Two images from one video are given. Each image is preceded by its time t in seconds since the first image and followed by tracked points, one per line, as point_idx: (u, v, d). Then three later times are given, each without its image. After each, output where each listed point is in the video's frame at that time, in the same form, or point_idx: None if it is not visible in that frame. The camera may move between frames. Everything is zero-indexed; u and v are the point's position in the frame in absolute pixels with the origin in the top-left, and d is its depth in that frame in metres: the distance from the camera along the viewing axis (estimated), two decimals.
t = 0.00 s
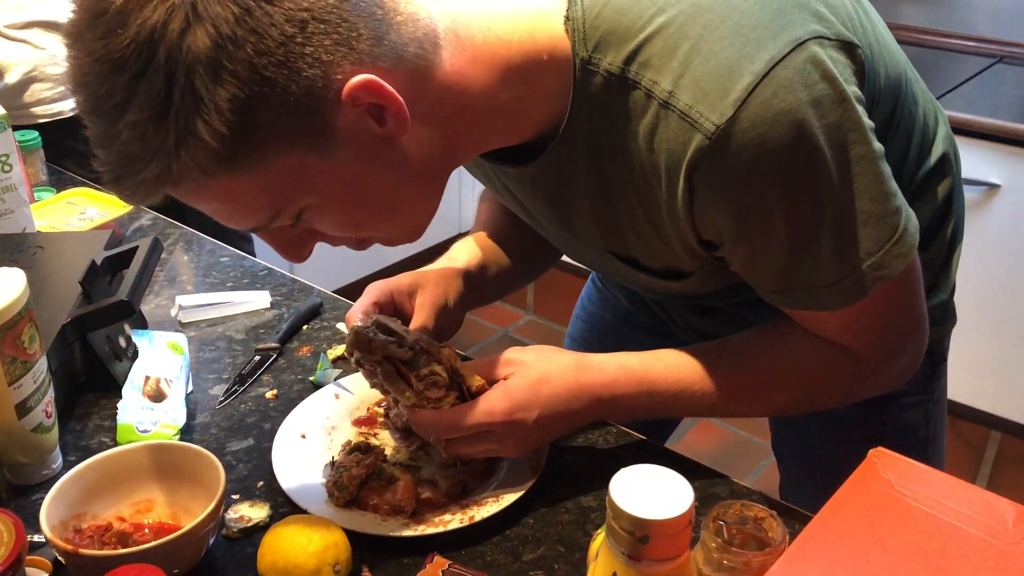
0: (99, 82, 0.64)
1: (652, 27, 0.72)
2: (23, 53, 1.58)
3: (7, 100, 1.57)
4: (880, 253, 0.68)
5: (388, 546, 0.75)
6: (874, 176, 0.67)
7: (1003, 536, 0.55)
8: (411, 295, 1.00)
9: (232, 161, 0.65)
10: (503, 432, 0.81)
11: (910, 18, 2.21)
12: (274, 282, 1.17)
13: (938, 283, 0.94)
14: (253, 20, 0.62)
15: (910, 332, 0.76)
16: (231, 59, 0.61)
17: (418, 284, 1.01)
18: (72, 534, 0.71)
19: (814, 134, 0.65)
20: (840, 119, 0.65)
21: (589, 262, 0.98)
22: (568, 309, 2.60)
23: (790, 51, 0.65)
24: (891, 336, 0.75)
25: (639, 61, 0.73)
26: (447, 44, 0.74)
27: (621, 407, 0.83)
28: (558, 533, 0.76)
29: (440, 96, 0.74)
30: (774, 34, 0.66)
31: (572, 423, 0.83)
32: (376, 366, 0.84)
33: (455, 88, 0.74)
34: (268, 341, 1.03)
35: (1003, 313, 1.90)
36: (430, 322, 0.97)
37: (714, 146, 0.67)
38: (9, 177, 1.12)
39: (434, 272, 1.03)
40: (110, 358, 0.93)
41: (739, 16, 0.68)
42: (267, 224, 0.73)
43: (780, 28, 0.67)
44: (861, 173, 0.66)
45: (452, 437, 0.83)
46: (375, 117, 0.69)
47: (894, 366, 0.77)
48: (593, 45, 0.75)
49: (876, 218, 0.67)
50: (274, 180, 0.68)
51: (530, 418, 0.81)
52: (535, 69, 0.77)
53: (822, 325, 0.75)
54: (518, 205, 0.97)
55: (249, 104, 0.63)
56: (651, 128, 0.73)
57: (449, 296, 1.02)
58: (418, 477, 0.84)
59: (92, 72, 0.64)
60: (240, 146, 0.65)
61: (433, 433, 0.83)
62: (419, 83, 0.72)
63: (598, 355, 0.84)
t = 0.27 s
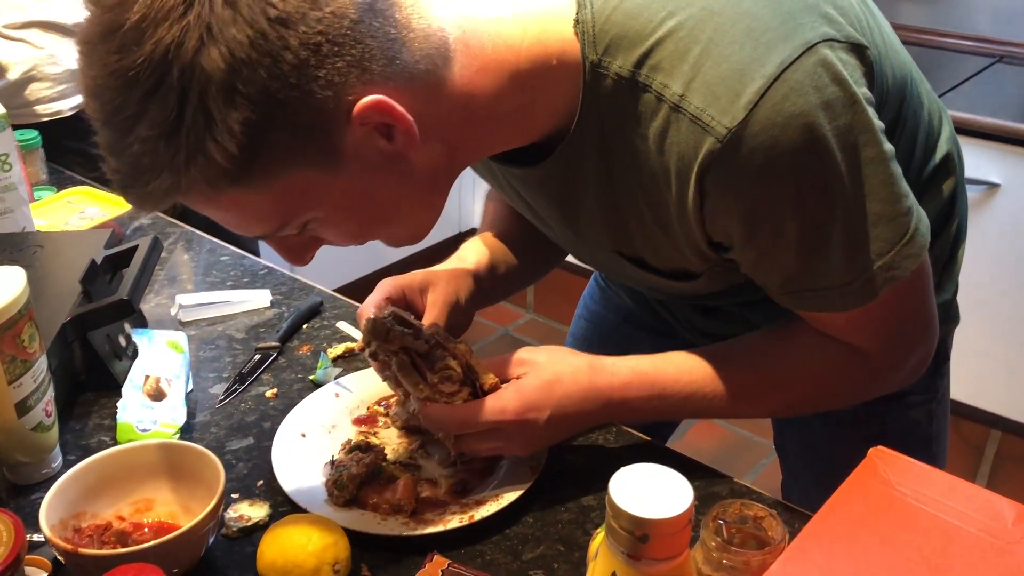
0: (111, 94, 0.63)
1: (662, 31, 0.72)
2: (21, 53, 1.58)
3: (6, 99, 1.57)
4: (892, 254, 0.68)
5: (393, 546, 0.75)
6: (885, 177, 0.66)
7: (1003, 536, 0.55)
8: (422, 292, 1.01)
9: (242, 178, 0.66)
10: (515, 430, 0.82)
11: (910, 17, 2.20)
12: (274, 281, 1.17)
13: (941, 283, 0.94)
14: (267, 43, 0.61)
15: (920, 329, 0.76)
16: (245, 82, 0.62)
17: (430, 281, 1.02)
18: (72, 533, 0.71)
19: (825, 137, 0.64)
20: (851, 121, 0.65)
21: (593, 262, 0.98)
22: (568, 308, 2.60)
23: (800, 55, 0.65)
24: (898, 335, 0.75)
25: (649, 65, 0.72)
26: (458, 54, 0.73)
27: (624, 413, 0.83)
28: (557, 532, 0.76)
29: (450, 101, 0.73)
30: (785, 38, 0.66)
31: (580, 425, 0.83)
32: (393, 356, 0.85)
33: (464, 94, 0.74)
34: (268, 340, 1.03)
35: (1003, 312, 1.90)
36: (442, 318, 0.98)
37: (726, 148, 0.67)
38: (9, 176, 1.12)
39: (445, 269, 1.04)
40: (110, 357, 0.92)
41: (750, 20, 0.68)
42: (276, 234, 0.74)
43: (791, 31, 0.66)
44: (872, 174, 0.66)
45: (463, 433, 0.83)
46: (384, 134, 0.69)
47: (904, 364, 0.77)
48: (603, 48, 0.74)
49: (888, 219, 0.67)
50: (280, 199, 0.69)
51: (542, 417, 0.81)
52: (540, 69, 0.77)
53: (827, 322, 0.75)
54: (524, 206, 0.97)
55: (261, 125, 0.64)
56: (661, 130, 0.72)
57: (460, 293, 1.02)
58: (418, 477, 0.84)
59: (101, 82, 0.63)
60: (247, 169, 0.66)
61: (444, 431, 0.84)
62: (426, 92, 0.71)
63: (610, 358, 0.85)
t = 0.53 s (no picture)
0: (132, 84, 0.61)
1: (669, 22, 0.72)
2: (23, 54, 1.58)
3: (7, 100, 1.58)
4: (886, 256, 0.68)
5: (397, 547, 0.75)
6: (882, 180, 0.66)
7: (1000, 537, 0.55)
8: (406, 302, 1.00)
9: (268, 163, 0.66)
10: (491, 436, 0.81)
11: (909, 18, 2.21)
12: (273, 283, 1.17)
13: (941, 283, 0.94)
14: (295, 24, 0.60)
15: (912, 337, 0.75)
16: (272, 64, 0.60)
17: (412, 289, 1.01)
18: (71, 534, 0.71)
19: (822, 136, 0.65)
20: (851, 122, 0.65)
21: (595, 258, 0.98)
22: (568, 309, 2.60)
23: (803, 52, 0.65)
24: (890, 343, 0.75)
25: (654, 56, 0.73)
26: (472, 39, 0.73)
27: (640, 406, 0.82)
28: (556, 534, 0.77)
29: (463, 92, 0.73)
30: (789, 35, 0.66)
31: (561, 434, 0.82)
32: (366, 374, 0.86)
33: (476, 83, 0.74)
34: (268, 341, 1.03)
35: (1003, 313, 1.90)
36: (430, 322, 0.97)
37: (726, 141, 0.67)
38: (9, 178, 1.12)
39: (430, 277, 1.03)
40: (109, 359, 0.93)
41: (755, 16, 0.68)
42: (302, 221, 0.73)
43: (795, 29, 0.66)
44: (869, 177, 0.66)
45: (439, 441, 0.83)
46: (407, 113, 0.68)
47: (896, 372, 0.76)
48: (609, 39, 0.75)
49: (880, 223, 0.67)
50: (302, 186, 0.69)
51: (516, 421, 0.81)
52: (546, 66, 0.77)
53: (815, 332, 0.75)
54: (528, 204, 0.97)
55: (287, 109, 0.63)
56: (662, 122, 0.72)
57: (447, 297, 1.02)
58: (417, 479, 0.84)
59: (120, 70, 0.61)
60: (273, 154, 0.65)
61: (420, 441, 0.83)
62: (442, 76, 0.71)
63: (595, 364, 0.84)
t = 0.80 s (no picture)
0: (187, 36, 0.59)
1: (692, 16, 0.72)
2: (24, 54, 1.58)
3: (11, 99, 1.58)
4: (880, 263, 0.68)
5: (397, 547, 0.75)
6: (890, 186, 0.66)
7: (1003, 539, 0.55)
8: (400, 309, 1.01)
9: (322, 132, 0.65)
10: (470, 440, 0.81)
11: (911, 19, 2.20)
12: (274, 284, 1.17)
13: (948, 284, 0.93)
14: None
15: (897, 352, 0.75)
16: (341, 31, 0.60)
17: (405, 297, 1.01)
18: (73, 534, 0.71)
19: (836, 139, 0.64)
20: (863, 129, 0.65)
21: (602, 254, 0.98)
22: (570, 310, 2.60)
23: (825, 53, 0.65)
24: (881, 353, 0.74)
25: (675, 48, 0.72)
26: (512, 18, 0.73)
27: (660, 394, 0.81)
28: (558, 534, 0.76)
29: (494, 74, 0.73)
30: (811, 35, 0.66)
31: (543, 437, 0.81)
32: (348, 377, 0.88)
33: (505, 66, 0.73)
34: (269, 341, 1.03)
35: (1005, 314, 1.90)
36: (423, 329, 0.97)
37: (742, 136, 0.66)
38: (10, 178, 1.12)
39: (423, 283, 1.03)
40: (110, 359, 0.93)
41: (780, 14, 0.68)
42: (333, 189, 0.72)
43: (817, 30, 0.66)
44: (878, 182, 0.66)
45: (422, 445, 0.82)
46: (453, 91, 0.68)
47: (879, 391, 0.77)
48: (631, 29, 0.75)
49: (883, 229, 0.67)
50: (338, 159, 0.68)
51: (495, 426, 0.81)
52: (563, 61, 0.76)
53: (809, 338, 0.75)
54: (535, 196, 0.97)
55: (348, 75, 0.62)
56: (678, 115, 0.72)
57: (441, 303, 1.01)
58: (419, 479, 0.82)
59: (177, 24, 0.58)
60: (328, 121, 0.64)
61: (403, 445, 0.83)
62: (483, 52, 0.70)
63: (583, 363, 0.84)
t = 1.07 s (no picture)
0: (205, 46, 0.59)
1: (705, 17, 0.71)
2: (30, 54, 1.59)
3: (15, 99, 1.59)
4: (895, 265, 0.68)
5: (400, 548, 0.75)
6: (903, 188, 0.66)
7: (1010, 540, 0.55)
8: (399, 311, 1.00)
9: (341, 140, 0.65)
10: (480, 446, 0.81)
11: (917, 19, 2.20)
12: (279, 283, 1.17)
13: (955, 284, 0.93)
14: None
15: (904, 355, 0.75)
16: (362, 38, 0.60)
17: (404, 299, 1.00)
18: (78, 533, 0.71)
19: (851, 142, 0.64)
20: (877, 132, 0.65)
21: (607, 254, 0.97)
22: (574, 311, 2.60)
23: (840, 55, 0.65)
24: (887, 360, 0.74)
25: (689, 49, 0.72)
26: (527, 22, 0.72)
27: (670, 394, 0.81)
28: (563, 534, 0.76)
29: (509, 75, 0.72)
30: (826, 37, 0.66)
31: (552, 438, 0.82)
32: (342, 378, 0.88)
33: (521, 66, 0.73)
34: (274, 341, 1.03)
35: (1011, 316, 1.89)
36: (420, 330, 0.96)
37: (756, 138, 0.66)
38: (16, 177, 1.12)
39: (422, 285, 1.03)
40: (115, 358, 0.93)
41: (795, 15, 0.68)
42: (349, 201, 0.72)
43: (832, 32, 0.66)
44: (893, 185, 0.66)
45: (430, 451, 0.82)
46: (469, 94, 0.68)
47: (882, 396, 0.76)
48: (644, 29, 0.75)
49: (900, 231, 0.67)
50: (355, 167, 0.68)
51: (505, 432, 0.80)
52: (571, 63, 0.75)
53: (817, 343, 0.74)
54: (538, 196, 0.97)
55: (370, 81, 0.62)
56: (692, 116, 0.72)
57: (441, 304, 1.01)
58: (424, 479, 0.82)
59: (197, 31, 0.59)
60: (347, 129, 0.64)
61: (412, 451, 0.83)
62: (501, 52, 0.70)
63: (590, 364, 0.84)
